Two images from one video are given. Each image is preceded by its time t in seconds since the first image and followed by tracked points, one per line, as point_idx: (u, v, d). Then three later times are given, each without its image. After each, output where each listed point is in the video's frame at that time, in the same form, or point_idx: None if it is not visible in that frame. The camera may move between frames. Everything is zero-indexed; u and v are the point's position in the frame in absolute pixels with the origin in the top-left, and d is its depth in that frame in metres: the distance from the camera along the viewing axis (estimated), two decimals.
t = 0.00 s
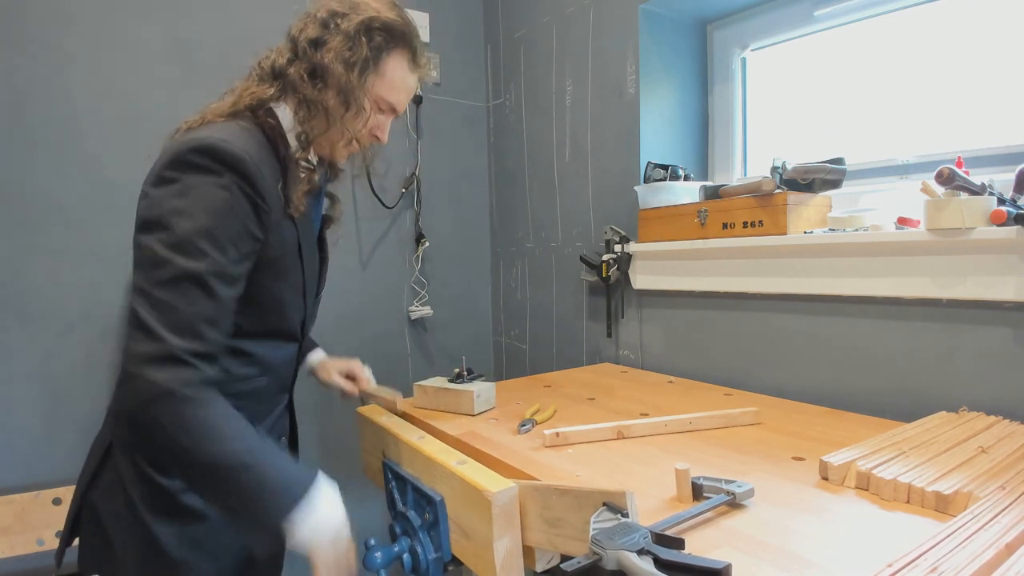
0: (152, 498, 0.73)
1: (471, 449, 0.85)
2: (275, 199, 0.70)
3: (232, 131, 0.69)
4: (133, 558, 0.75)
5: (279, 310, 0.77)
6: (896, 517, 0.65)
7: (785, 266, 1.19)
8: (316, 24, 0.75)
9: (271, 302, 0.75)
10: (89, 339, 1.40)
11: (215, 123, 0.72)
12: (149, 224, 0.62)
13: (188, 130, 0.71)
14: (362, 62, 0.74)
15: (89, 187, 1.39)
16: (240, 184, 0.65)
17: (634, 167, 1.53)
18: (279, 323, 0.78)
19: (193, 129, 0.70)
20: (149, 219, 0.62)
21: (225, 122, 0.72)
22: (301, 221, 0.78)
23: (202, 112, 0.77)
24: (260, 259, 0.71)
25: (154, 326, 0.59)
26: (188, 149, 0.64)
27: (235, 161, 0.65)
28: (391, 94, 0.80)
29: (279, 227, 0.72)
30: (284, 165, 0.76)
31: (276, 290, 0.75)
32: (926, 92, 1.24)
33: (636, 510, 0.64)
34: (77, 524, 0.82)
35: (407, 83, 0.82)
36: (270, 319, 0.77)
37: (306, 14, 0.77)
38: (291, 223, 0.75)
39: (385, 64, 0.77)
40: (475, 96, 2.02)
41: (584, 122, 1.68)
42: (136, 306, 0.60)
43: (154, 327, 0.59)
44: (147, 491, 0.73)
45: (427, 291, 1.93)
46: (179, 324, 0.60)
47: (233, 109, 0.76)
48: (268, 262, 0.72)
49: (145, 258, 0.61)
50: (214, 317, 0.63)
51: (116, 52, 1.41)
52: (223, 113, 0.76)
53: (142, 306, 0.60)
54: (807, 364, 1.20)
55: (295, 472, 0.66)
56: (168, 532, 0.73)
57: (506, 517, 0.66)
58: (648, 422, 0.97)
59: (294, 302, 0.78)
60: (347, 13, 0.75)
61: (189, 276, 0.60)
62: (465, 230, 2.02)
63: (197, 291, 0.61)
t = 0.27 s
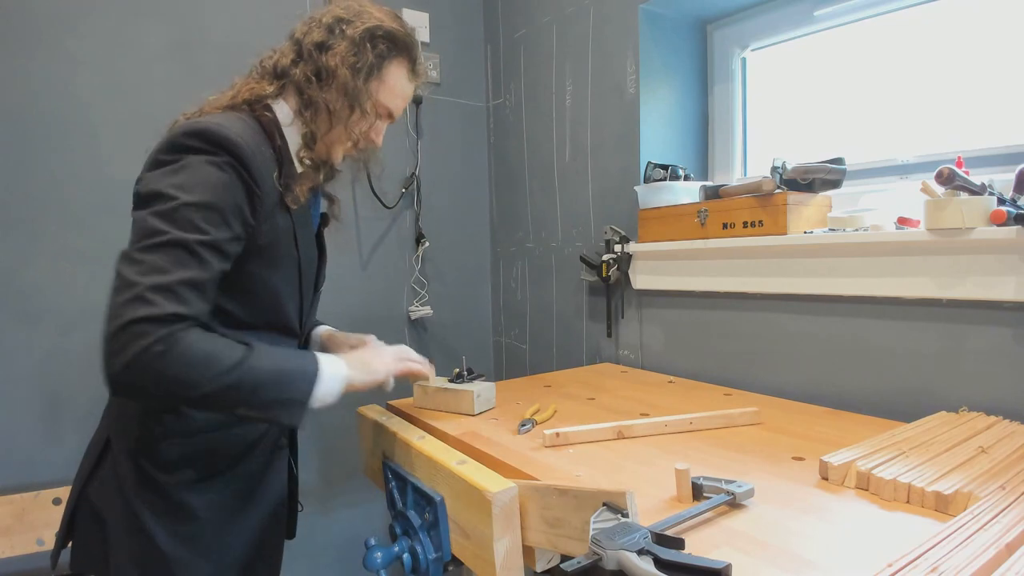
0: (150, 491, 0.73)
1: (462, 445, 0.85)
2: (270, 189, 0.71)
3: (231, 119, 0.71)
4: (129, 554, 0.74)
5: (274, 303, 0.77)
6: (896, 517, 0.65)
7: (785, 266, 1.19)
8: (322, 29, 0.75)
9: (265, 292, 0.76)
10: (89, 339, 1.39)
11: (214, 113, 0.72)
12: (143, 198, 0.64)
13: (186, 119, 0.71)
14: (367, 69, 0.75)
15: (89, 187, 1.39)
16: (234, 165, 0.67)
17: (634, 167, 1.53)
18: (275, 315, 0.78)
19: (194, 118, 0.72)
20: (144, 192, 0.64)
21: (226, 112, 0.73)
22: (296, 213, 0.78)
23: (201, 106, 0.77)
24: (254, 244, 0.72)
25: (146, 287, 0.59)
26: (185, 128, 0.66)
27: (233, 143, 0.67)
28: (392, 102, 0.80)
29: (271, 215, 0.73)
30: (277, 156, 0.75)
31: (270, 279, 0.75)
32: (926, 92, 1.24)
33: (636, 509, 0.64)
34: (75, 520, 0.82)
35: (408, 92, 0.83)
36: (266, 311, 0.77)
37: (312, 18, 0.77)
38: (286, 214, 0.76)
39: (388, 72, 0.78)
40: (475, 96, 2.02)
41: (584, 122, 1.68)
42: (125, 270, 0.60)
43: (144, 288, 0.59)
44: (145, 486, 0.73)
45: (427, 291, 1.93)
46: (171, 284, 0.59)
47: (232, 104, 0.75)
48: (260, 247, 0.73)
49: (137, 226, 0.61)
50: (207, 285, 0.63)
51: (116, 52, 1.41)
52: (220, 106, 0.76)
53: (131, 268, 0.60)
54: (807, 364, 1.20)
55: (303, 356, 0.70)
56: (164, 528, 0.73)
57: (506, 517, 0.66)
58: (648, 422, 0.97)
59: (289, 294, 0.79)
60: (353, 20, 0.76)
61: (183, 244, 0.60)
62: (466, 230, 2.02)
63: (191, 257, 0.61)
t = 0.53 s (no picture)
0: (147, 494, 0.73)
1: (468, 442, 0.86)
2: (276, 183, 0.72)
3: (232, 116, 0.71)
4: (127, 556, 0.74)
5: (276, 300, 0.77)
6: (896, 517, 0.65)
7: (785, 266, 1.19)
8: (321, 28, 0.75)
9: (267, 289, 0.76)
10: (89, 339, 1.40)
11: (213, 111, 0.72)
12: (154, 197, 0.63)
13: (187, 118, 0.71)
14: (365, 68, 0.74)
15: (89, 187, 1.39)
16: (243, 158, 0.67)
17: (634, 167, 1.53)
18: (275, 313, 0.78)
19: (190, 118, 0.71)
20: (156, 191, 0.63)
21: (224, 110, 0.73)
22: (298, 211, 0.78)
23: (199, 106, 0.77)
24: (260, 239, 0.73)
25: (185, 280, 0.59)
26: (190, 125, 0.66)
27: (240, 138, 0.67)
28: (389, 101, 0.80)
29: (278, 210, 0.74)
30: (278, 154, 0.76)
31: (272, 277, 0.76)
32: (926, 92, 1.24)
33: (636, 509, 0.64)
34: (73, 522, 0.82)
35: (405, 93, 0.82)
36: (268, 308, 0.77)
37: (311, 17, 0.77)
38: (289, 211, 0.76)
39: (386, 72, 0.78)
40: (475, 96, 2.02)
41: (584, 122, 1.68)
42: (155, 267, 0.59)
43: (183, 282, 0.59)
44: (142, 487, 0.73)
45: (427, 291, 1.93)
46: (208, 275, 0.60)
47: (230, 103, 0.75)
48: (265, 243, 0.73)
49: (158, 224, 0.61)
50: (235, 277, 0.64)
51: (116, 52, 1.41)
52: (218, 104, 0.76)
53: (162, 265, 0.59)
54: (806, 364, 1.20)
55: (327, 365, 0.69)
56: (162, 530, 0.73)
57: (507, 517, 0.66)
58: (648, 422, 0.97)
59: (291, 291, 0.79)
60: (352, 19, 0.75)
61: (212, 236, 0.61)
62: (465, 230, 2.02)
63: (223, 249, 0.62)
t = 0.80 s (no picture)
0: (144, 495, 0.73)
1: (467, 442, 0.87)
2: (280, 184, 0.72)
3: (235, 116, 0.71)
4: (123, 557, 0.74)
5: (276, 301, 0.77)
6: (896, 517, 0.65)
7: (785, 266, 1.19)
8: (328, 33, 0.75)
9: (268, 290, 0.76)
10: (89, 339, 1.39)
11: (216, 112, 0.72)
12: (157, 198, 0.63)
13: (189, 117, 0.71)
14: (372, 75, 0.75)
15: (89, 187, 1.39)
16: (247, 159, 0.67)
17: (634, 167, 1.53)
18: (276, 315, 0.78)
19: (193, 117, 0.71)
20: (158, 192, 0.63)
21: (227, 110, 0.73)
22: (300, 213, 0.78)
23: (200, 105, 0.76)
24: (263, 240, 0.73)
25: (189, 284, 0.59)
26: (192, 126, 0.65)
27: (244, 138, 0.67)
28: (392, 108, 0.81)
29: (280, 212, 0.74)
30: (281, 155, 0.75)
31: (273, 278, 0.75)
32: (926, 92, 1.24)
33: (636, 509, 0.64)
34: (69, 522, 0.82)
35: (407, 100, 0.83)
36: (268, 310, 0.77)
37: (317, 21, 0.77)
38: (291, 213, 0.76)
39: (390, 79, 0.79)
40: (475, 96, 2.02)
41: (584, 122, 1.68)
42: (157, 271, 0.59)
43: (185, 286, 0.59)
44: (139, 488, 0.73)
45: (427, 291, 1.93)
46: (212, 279, 0.60)
47: (233, 104, 0.75)
48: (267, 245, 0.73)
49: (160, 226, 0.61)
50: (238, 280, 0.64)
51: (116, 52, 1.41)
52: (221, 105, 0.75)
53: (165, 269, 0.59)
54: (806, 364, 1.20)
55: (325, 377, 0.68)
56: (159, 532, 0.73)
57: (506, 517, 0.66)
58: (648, 422, 0.97)
59: (292, 292, 0.79)
60: (359, 27, 0.76)
61: (217, 239, 0.61)
62: (465, 230, 2.02)
63: (227, 253, 0.62)
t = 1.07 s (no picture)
0: (137, 495, 0.73)
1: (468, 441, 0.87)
2: (275, 182, 0.72)
3: (229, 115, 0.70)
4: (118, 557, 0.74)
5: (272, 302, 0.77)
6: (896, 517, 0.65)
7: (785, 266, 1.19)
8: (330, 36, 0.75)
9: (263, 290, 0.75)
10: (89, 339, 1.39)
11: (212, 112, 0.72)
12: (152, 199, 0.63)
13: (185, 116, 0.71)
14: (373, 79, 0.76)
15: (89, 187, 1.39)
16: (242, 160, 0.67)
17: (634, 167, 1.53)
18: (273, 314, 0.78)
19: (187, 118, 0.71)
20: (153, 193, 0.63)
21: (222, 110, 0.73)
22: (297, 213, 0.78)
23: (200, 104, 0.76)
24: (259, 239, 0.72)
25: (184, 286, 0.59)
26: (187, 126, 0.65)
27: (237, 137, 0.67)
28: (391, 113, 0.81)
29: (275, 212, 0.73)
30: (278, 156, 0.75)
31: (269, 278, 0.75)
32: (926, 93, 1.24)
33: (636, 509, 0.64)
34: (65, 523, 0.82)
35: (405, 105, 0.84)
36: (265, 310, 0.77)
37: (318, 23, 0.77)
38: (287, 213, 0.76)
39: (390, 83, 0.79)
40: (475, 96, 2.02)
41: (584, 122, 1.68)
42: (151, 273, 0.60)
43: (180, 288, 0.59)
44: (133, 487, 0.73)
45: (427, 291, 1.93)
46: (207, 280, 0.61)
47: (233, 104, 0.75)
48: (263, 244, 0.73)
49: (154, 227, 0.61)
50: (233, 281, 0.64)
51: (116, 52, 1.41)
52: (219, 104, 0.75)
53: (161, 272, 0.60)
54: (806, 364, 1.20)
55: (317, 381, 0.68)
56: (153, 533, 0.73)
57: (506, 517, 0.66)
58: (648, 422, 0.97)
59: (288, 292, 0.79)
60: (361, 31, 0.76)
61: (212, 240, 0.61)
62: (465, 230, 2.02)
63: (222, 254, 0.62)
